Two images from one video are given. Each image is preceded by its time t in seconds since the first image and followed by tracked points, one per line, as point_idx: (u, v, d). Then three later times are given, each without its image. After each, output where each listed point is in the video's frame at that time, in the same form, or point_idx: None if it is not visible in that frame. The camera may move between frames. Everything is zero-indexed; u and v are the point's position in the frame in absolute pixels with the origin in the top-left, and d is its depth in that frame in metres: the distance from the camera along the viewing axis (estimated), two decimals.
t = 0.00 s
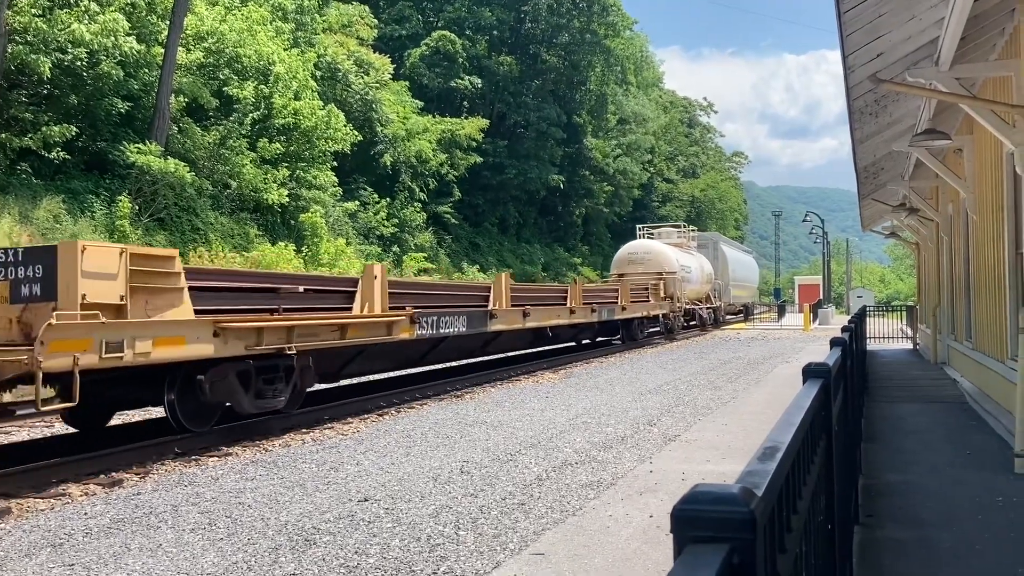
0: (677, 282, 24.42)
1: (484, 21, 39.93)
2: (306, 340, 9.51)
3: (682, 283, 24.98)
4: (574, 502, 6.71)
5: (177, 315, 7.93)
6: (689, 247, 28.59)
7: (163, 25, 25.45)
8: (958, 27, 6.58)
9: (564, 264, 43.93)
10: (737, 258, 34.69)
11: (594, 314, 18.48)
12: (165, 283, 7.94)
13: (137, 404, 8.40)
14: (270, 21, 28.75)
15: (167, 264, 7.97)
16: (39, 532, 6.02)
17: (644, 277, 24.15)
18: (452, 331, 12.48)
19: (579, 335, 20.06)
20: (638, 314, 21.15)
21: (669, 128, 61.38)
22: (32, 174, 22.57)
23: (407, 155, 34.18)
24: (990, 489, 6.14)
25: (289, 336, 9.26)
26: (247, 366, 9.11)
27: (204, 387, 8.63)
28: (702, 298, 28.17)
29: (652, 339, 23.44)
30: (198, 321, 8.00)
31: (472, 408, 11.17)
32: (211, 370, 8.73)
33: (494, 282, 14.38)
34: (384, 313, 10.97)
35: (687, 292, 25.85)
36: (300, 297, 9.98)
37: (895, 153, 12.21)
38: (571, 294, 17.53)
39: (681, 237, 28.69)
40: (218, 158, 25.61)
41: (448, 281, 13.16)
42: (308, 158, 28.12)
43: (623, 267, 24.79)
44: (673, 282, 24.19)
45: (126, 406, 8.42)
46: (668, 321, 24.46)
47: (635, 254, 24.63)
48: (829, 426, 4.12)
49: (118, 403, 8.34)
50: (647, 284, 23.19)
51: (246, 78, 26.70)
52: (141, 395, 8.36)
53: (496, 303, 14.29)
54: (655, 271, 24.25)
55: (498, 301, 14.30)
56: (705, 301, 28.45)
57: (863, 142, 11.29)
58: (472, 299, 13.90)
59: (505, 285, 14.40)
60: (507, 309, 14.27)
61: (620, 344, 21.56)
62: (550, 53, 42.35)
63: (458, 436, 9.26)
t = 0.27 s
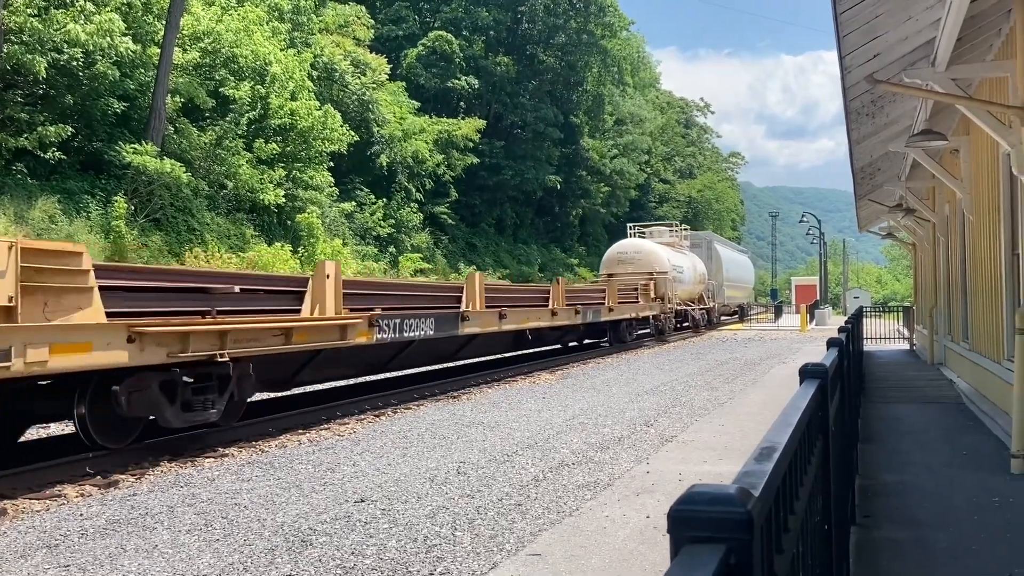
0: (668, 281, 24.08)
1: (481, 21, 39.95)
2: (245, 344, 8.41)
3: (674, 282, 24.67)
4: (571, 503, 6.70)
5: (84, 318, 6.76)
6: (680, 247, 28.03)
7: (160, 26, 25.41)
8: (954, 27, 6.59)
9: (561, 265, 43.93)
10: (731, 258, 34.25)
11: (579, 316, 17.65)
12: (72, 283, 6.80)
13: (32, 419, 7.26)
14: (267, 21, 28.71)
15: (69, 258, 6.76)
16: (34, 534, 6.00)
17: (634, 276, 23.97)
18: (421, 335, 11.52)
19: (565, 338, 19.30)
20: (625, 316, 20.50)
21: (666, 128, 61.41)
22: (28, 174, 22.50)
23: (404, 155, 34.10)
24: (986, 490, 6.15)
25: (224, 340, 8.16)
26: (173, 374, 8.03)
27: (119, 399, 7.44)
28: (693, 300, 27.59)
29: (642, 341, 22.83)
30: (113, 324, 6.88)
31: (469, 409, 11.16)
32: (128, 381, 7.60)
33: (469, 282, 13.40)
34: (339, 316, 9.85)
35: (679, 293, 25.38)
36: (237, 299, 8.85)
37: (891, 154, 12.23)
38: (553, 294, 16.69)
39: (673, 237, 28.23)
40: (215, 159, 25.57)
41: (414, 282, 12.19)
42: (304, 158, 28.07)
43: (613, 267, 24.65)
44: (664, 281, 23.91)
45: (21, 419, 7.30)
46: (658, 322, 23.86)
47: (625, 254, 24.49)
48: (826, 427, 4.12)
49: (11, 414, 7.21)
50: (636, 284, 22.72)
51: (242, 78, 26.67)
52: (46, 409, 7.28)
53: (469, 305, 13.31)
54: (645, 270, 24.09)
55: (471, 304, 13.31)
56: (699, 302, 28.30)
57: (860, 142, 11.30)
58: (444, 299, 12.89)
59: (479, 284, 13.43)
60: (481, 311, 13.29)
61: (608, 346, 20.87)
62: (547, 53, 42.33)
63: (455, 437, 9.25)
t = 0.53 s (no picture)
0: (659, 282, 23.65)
1: (479, 23, 39.98)
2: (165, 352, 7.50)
3: (666, 283, 24.27)
4: (569, 504, 6.71)
5: None
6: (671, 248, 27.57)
7: (157, 27, 25.40)
8: (950, 30, 6.61)
9: (559, 267, 43.96)
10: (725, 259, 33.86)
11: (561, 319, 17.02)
12: None
13: None
14: (265, 23, 28.70)
15: None
16: (31, 535, 5.99)
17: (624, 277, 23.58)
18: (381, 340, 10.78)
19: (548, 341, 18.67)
20: (612, 319, 19.92)
21: (663, 130, 61.50)
22: (25, 176, 22.46)
23: (402, 157, 34.07)
24: (983, 491, 6.17)
25: (141, 348, 7.26)
26: (82, 388, 7.09)
27: (13, 416, 6.49)
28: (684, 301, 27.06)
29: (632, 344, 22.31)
30: None
31: (467, 411, 11.17)
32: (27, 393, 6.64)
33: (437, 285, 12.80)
34: (286, 319, 9.10)
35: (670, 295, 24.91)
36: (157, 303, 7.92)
37: (888, 156, 12.26)
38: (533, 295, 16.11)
39: (665, 237, 27.84)
40: (212, 160, 25.57)
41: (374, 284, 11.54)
42: (302, 160, 28.02)
43: (603, 267, 24.23)
44: (656, 282, 23.50)
45: None
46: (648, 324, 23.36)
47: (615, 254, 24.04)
48: (823, 429, 4.13)
49: None
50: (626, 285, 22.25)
51: (240, 80, 26.66)
52: None
53: (439, 309, 12.73)
54: (636, 270, 23.70)
55: (441, 308, 12.73)
56: (692, 304, 28.16)
57: (856, 145, 11.32)
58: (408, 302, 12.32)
59: (449, 285, 12.84)
60: (452, 315, 12.70)
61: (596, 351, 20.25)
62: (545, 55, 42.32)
63: (452, 438, 9.27)
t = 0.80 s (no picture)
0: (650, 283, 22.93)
1: (477, 25, 40.00)
2: (80, 361, 6.69)
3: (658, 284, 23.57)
4: (566, 507, 6.70)
5: None
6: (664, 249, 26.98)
7: (155, 29, 25.39)
8: (948, 33, 6.63)
9: (556, 268, 43.96)
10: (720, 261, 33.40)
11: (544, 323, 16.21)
12: None
13: None
14: (262, 25, 28.67)
15: None
16: (27, 537, 5.98)
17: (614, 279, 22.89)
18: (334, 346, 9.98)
19: (532, 345, 17.89)
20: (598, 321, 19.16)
21: (661, 132, 61.53)
22: (22, 177, 22.42)
23: (400, 158, 34.08)
24: (981, 493, 6.17)
25: (37, 356, 6.35)
26: None
27: None
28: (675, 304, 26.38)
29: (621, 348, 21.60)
30: None
31: (464, 412, 11.16)
32: None
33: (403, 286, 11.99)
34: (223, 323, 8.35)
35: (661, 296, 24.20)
36: (111, 305, 7.53)
37: (885, 158, 12.28)
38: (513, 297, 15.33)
39: (658, 237, 27.33)
40: (209, 162, 25.53)
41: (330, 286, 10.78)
42: (300, 162, 28.02)
43: (593, 268, 23.46)
44: (646, 283, 22.80)
45: None
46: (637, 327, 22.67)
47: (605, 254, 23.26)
48: (820, 432, 4.14)
49: None
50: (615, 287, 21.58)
51: (237, 81, 26.62)
52: None
53: (405, 312, 11.91)
54: (626, 271, 22.98)
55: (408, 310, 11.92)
56: (687, 306, 27.89)
57: (854, 147, 11.34)
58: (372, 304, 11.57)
59: (416, 285, 12.02)
60: (420, 317, 11.86)
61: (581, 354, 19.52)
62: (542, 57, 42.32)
63: (450, 440, 9.25)
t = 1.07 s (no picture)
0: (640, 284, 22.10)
1: (474, 27, 40.04)
2: None
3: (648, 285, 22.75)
4: (563, 508, 6.69)
5: None
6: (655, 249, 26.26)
7: (152, 30, 25.36)
8: (945, 35, 6.64)
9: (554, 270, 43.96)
10: (715, 262, 32.90)
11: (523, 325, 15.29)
12: None
13: None
14: (260, 26, 28.65)
15: None
16: (23, 539, 5.97)
17: (602, 281, 22.03)
18: (282, 352, 8.91)
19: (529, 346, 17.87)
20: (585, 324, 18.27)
21: (658, 134, 61.59)
22: (18, 178, 22.39)
23: (397, 159, 34.08)
24: (978, 495, 6.18)
25: None
26: None
27: None
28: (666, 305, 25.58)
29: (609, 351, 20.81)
30: None
31: (461, 414, 11.16)
32: None
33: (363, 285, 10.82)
34: (142, 327, 7.22)
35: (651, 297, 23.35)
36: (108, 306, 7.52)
37: (882, 160, 12.30)
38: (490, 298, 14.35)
39: (649, 238, 26.69)
40: (207, 163, 25.49)
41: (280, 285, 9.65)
42: (297, 163, 28.06)
43: (581, 269, 22.46)
44: (636, 285, 21.97)
45: None
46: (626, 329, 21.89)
47: (594, 254, 22.35)
48: (817, 434, 4.14)
49: None
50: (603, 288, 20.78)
51: (235, 82, 26.61)
52: None
53: (366, 314, 10.73)
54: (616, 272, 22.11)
55: (368, 313, 10.75)
56: (680, 308, 27.51)
57: (851, 149, 11.35)
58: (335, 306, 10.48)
59: (378, 285, 10.85)
60: (383, 321, 10.79)
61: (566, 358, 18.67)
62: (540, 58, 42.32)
63: (447, 442, 9.24)
